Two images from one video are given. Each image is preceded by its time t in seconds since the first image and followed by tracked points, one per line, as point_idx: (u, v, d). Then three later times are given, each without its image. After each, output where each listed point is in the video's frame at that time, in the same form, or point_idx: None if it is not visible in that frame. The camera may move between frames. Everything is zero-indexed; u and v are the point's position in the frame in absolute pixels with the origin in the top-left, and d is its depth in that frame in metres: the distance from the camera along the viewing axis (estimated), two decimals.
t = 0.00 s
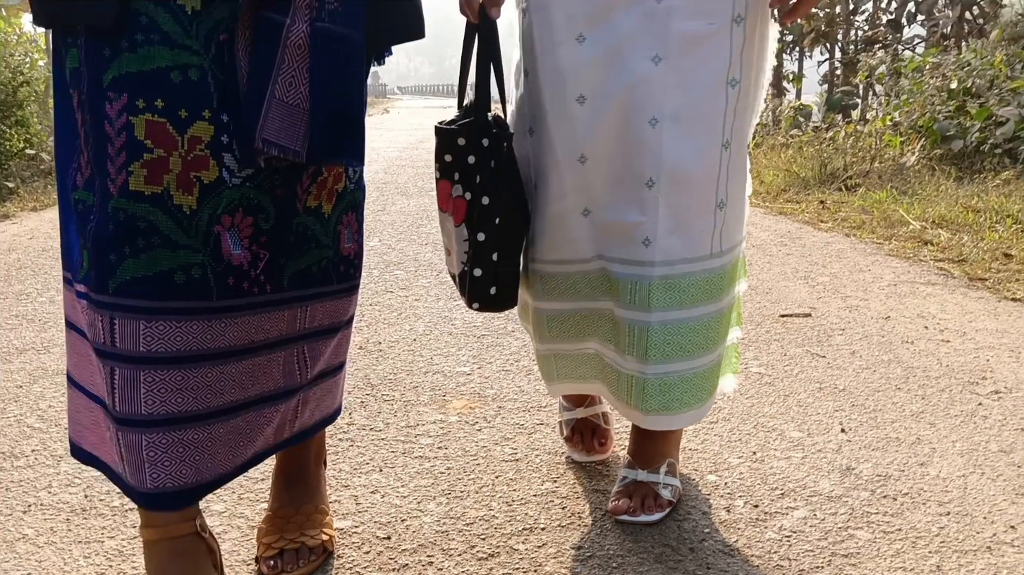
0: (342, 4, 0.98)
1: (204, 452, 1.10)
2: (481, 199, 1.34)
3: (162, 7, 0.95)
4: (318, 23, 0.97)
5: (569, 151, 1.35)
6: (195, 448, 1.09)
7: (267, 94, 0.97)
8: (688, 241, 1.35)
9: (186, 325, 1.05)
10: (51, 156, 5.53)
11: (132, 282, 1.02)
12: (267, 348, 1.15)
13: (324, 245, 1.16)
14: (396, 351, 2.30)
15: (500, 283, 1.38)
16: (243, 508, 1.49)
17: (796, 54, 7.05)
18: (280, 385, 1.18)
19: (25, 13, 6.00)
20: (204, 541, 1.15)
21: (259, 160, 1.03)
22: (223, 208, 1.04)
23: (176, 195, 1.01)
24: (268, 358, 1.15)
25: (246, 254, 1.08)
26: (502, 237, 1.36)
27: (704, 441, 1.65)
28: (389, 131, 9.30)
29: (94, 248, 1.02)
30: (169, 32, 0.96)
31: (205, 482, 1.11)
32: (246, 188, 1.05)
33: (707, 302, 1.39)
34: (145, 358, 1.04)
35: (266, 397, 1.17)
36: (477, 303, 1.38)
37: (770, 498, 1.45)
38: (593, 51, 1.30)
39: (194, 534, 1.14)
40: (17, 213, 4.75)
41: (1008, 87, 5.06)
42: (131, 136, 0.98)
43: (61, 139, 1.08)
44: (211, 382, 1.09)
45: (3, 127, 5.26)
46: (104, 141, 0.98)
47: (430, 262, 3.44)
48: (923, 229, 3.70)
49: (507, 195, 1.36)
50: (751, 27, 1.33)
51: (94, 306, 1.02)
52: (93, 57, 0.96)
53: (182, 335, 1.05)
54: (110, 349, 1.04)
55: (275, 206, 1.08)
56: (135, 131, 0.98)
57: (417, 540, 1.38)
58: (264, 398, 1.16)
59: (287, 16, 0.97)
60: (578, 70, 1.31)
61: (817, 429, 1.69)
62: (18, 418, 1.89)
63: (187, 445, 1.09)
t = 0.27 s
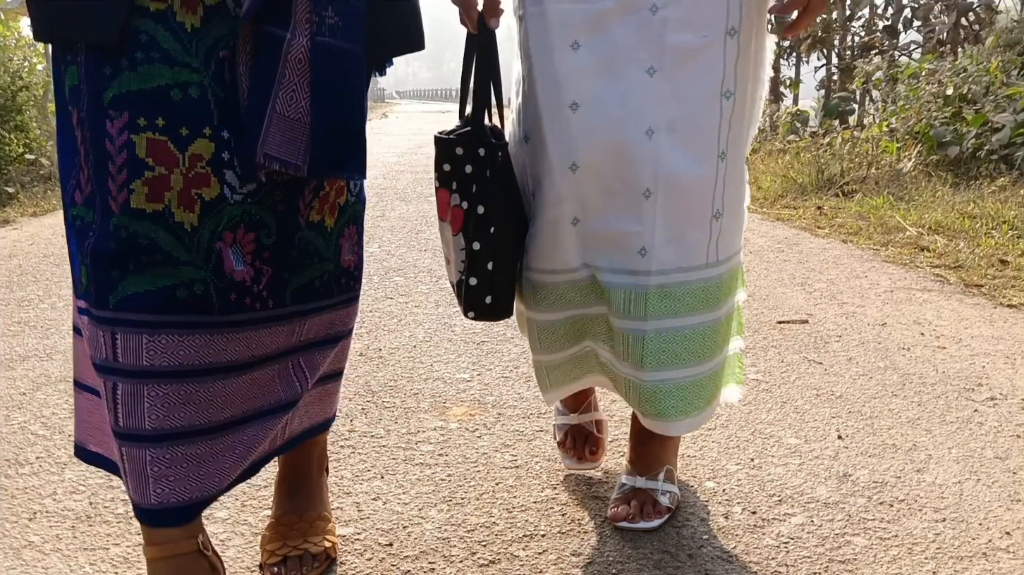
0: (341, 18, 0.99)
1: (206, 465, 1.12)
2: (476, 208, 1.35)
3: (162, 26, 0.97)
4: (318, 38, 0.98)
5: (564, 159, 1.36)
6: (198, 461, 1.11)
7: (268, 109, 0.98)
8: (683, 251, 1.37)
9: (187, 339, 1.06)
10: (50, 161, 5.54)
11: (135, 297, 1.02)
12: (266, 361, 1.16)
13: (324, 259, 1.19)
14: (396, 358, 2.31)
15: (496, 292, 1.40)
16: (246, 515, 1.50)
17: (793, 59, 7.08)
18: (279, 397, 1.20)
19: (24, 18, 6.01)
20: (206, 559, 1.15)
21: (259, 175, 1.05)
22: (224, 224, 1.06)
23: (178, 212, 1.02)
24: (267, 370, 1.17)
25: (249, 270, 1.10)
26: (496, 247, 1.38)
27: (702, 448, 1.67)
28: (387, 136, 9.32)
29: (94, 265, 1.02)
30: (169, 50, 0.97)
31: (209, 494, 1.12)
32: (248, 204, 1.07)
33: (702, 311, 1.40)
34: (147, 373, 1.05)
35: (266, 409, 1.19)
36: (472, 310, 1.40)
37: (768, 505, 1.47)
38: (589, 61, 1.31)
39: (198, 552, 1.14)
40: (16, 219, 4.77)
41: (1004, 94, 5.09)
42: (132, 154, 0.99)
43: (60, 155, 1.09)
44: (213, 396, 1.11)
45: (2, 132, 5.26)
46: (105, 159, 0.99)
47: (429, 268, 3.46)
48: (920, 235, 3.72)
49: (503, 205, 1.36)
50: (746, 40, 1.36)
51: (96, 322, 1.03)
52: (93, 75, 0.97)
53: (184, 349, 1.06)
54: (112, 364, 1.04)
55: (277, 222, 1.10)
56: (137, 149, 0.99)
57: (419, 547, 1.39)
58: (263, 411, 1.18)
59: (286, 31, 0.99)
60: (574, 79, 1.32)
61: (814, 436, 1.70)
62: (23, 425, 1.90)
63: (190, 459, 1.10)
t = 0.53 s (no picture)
0: (345, 35, 1.01)
1: (216, 481, 1.14)
2: (477, 217, 1.35)
3: (167, 49, 0.98)
4: (322, 56, 1.00)
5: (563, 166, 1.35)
6: (208, 477, 1.13)
7: (275, 127, 1.01)
8: (678, 260, 1.38)
9: (197, 356, 1.09)
10: (56, 169, 5.58)
11: (144, 318, 1.04)
12: (275, 376, 1.19)
13: (331, 274, 1.20)
14: (402, 365, 2.33)
15: (496, 301, 1.39)
16: (255, 523, 1.52)
17: (795, 64, 7.09)
18: (287, 411, 1.22)
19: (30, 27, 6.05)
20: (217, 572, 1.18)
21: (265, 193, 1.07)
22: (232, 244, 1.08)
23: (185, 234, 1.04)
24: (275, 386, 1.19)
25: (257, 287, 1.12)
26: (497, 256, 1.37)
27: (706, 455, 1.68)
28: (391, 142, 9.36)
29: (103, 287, 1.03)
30: (175, 72, 0.99)
31: (218, 509, 1.15)
32: (255, 223, 1.09)
33: (701, 320, 1.42)
34: (157, 391, 1.07)
35: (274, 423, 1.21)
36: (473, 320, 1.40)
37: (772, 511, 1.48)
38: (590, 68, 1.32)
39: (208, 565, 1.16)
40: (24, 227, 4.80)
41: (1006, 98, 5.09)
42: (140, 176, 1.01)
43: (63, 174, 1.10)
44: (222, 412, 1.13)
45: (8, 140, 5.29)
46: (112, 183, 1.01)
47: (434, 275, 3.48)
48: (923, 240, 3.73)
49: (503, 215, 1.37)
50: (745, 53, 1.37)
51: (106, 341, 1.04)
52: (98, 98, 0.98)
53: (194, 367, 1.09)
54: (122, 383, 1.06)
55: (284, 240, 1.12)
56: (144, 172, 1.01)
57: (426, 554, 1.41)
58: (271, 426, 1.21)
59: (291, 49, 1.01)
60: (575, 85, 1.32)
61: (817, 443, 1.72)
62: (33, 434, 1.94)
63: (200, 475, 1.12)
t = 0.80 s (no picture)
0: (353, 52, 1.01)
1: (228, 500, 1.16)
2: (481, 228, 1.35)
3: (175, 74, 1.00)
4: (330, 75, 1.01)
5: (564, 174, 1.33)
6: (220, 496, 1.15)
7: (284, 147, 1.03)
8: (675, 270, 1.39)
9: (209, 377, 1.10)
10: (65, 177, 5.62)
11: (155, 340, 1.06)
12: (285, 395, 1.21)
13: (338, 292, 1.22)
14: (409, 374, 2.34)
15: (500, 312, 1.38)
16: (264, 533, 1.53)
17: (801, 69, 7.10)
18: (296, 429, 1.24)
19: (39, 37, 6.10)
20: None
21: (274, 213, 1.10)
22: (241, 266, 1.09)
23: (195, 257, 1.06)
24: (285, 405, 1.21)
25: (267, 307, 1.14)
26: (501, 267, 1.37)
27: (712, 464, 1.69)
28: (397, 148, 9.40)
29: (114, 309, 1.05)
30: (183, 97, 1.01)
31: (231, 529, 1.17)
32: (264, 245, 1.10)
33: (700, 329, 1.43)
34: (169, 413, 1.08)
35: (284, 442, 1.23)
36: (476, 330, 1.39)
37: (777, 521, 1.49)
38: (594, 76, 1.30)
39: None
40: (33, 235, 4.84)
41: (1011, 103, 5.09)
42: (149, 201, 1.02)
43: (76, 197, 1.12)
44: (235, 432, 1.15)
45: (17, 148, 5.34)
46: (122, 208, 1.03)
47: (440, 283, 3.50)
48: (928, 246, 3.73)
49: (507, 226, 1.37)
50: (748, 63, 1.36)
51: (118, 364, 1.06)
52: (108, 123, 1.00)
53: (206, 389, 1.10)
54: (136, 405, 1.07)
55: (292, 260, 1.14)
56: (153, 197, 1.03)
57: (434, 564, 1.42)
58: (282, 444, 1.22)
59: (300, 67, 1.02)
60: (578, 92, 1.30)
61: (822, 452, 1.73)
62: (45, 444, 1.96)
63: (213, 495, 1.14)
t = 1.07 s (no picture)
0: (358, 72, 1.03)
1: (237, 521, 1.17)
2: (482, 240, 1.33)
3: (183, 100, 1.02)
4: (338, 94, 1.03)
5: (569, 184, 1.30)
6: (229, 517, 1.16)
7: (292, 167, 1.04)
8: (675, 283, 1.37)
9: (217, 401, 1.12)
10: (72, 187, 5.66)
11: (163, 364, 1.08)
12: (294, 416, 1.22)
13: (346, 312, 1.24)
14: (415, 384, 2.36)
15: (503, 325, 1.35)
16: (272, 543, 1.55)
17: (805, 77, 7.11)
18: (307, 449, 1.26)
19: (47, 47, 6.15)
20: None
21: (281, 233, 1.11)
22: (249, 290, 1.11)
23: (203, 282, 1.08)
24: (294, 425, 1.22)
25: (276, 329, 1.15)
26: (502, 279, 1.34)
27: (716, 475, 1.70)
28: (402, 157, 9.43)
29: (123, 333, 1.08)
30: (191, 125, 1.03)
31: (239, 549, 1.18)
32: (272, 268, 1.12)
33: (694, 339, 1.40)
34: (179, 436, 1.10)
35: (295, 462, 1.24)
36: (479, 343, 1.37)
37: (781, 532, 1.50)
38: (600, 86, 1.27)
39: None
40: (41, 245, 4.88)
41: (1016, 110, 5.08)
42: (158, 228, 1.05)
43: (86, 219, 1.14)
44: (244, 454, 1.16)
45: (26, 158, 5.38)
46: (132, 234, 1.05)
47: (446, 292, 3.51)
48: (933, 255, 3.74)
49: (507, 238, 1.34)
50: (752, 77, 1.34)
51: (128, 387, 1.08)
52: (117, 150, 1.03)
53: (215, 411, 1.12)
54: (145, 428, 1.10)
55: (301, 282, 1.16)
56: (162, 224, 1.05)
57: None
58: (292, 465, 1.24)
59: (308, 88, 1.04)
60: (583, 102, 1.27)
61: (827, 463, 1.73)
62: (55, 454, 1.98)
63: (221, 516, 1.15)
